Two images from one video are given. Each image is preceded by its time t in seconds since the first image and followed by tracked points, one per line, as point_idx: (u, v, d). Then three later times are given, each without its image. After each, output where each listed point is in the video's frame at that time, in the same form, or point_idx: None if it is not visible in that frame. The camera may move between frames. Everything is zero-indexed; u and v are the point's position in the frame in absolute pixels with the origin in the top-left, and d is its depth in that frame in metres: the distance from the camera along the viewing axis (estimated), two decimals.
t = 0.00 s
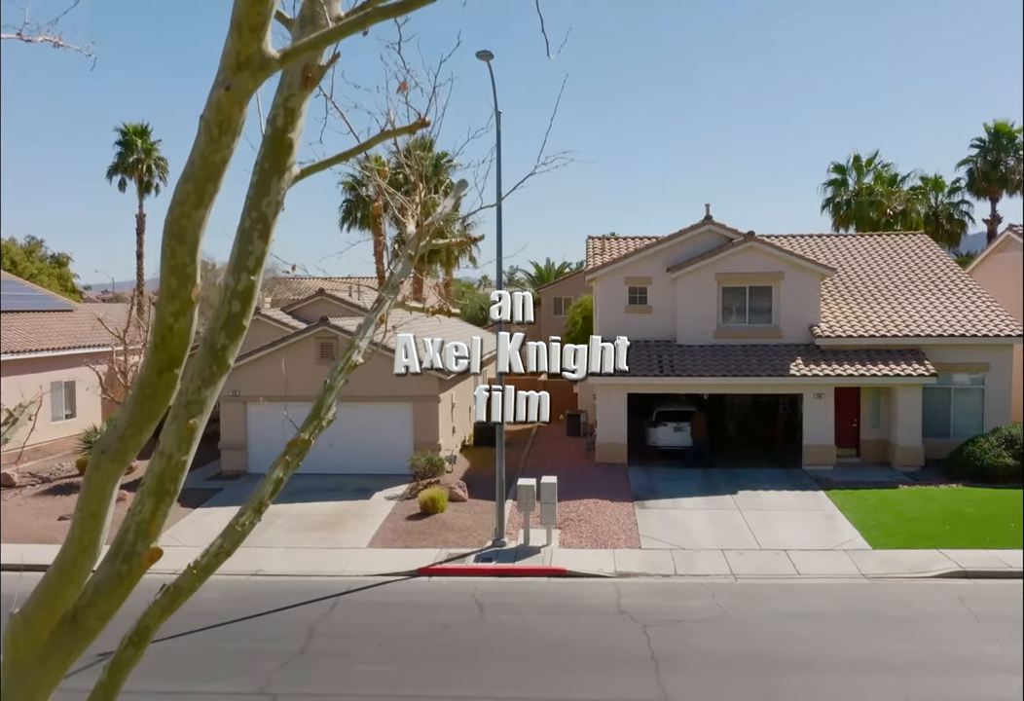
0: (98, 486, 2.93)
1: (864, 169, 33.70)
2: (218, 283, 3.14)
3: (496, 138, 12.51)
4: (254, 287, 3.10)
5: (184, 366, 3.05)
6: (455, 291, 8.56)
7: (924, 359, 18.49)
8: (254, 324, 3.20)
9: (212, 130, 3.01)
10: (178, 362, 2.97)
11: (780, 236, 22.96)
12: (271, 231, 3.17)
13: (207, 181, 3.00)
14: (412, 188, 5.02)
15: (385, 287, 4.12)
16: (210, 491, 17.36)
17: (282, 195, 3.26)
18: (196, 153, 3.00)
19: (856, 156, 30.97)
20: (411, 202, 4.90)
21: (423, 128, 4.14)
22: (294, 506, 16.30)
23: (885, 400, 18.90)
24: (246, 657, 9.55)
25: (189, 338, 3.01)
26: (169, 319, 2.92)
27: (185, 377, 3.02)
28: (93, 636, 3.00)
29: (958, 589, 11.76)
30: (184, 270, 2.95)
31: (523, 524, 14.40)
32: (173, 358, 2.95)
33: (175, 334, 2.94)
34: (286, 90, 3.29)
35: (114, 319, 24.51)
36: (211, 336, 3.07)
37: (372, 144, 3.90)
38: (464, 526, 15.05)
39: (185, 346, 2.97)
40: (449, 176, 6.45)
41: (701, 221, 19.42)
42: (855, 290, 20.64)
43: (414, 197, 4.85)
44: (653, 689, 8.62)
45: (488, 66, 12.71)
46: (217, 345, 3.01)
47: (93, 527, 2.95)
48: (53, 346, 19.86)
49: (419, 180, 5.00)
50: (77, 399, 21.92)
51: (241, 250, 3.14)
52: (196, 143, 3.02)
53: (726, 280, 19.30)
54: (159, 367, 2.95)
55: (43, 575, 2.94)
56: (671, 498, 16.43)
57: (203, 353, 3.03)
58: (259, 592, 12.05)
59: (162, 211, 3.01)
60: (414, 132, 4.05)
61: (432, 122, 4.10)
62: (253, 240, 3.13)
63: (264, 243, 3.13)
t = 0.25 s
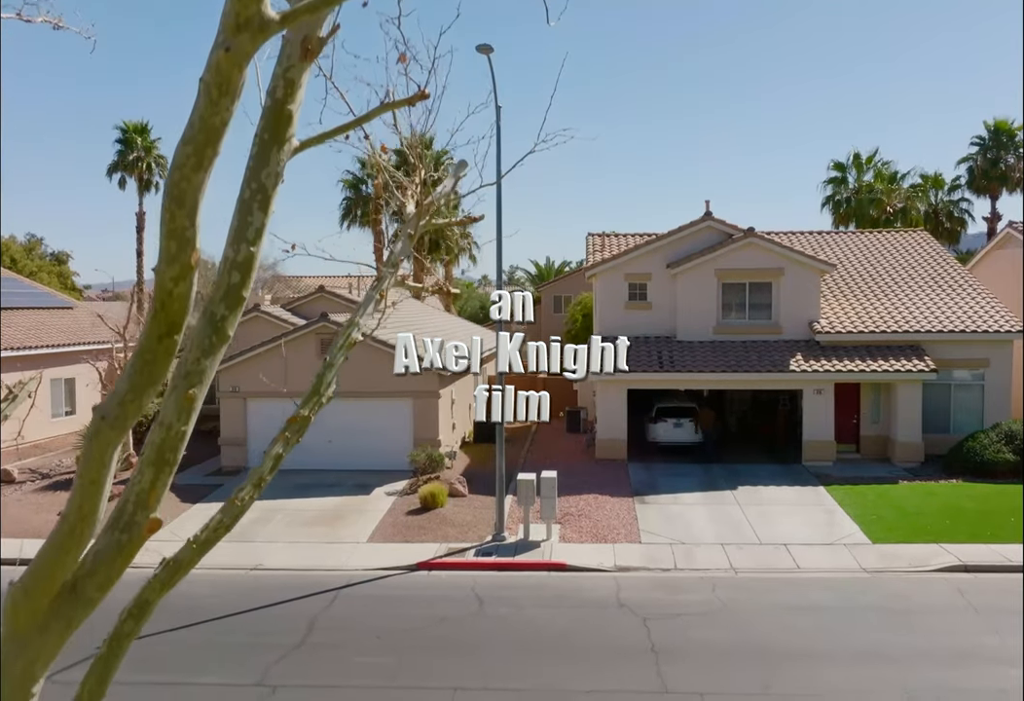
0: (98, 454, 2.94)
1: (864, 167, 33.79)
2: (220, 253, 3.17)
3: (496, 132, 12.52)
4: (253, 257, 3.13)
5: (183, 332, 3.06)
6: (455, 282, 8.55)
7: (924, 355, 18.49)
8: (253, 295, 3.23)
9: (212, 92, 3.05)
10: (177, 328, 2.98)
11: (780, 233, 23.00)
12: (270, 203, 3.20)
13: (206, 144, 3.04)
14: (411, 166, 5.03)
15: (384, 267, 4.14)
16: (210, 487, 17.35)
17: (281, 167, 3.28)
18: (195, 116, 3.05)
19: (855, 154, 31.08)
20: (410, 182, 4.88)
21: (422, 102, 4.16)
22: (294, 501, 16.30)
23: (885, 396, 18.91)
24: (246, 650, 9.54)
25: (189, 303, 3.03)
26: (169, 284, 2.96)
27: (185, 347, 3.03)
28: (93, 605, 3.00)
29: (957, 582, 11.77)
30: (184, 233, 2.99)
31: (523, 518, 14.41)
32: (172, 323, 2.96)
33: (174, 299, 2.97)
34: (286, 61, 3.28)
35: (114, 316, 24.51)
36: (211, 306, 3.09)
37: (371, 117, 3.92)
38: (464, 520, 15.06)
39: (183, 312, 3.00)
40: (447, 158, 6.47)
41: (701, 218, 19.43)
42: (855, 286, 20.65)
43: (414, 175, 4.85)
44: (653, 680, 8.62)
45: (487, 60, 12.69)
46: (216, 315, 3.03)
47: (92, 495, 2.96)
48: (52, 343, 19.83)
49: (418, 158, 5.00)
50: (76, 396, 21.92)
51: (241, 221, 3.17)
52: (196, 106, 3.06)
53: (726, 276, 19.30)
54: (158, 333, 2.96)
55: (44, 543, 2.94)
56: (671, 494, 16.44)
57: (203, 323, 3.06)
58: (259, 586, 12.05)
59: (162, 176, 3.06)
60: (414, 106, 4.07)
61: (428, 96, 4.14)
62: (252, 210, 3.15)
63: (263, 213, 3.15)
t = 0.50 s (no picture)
0: (99, 423, 2.96)
1: (864, 164, 33.78)
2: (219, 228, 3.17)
3: (496, 127, 12.52)
4: (253, 231, 3.13)
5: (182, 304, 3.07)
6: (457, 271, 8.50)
7: (924, 351, 18.46)
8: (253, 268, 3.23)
9: (212, 59, 3.05)
10: (176, 300, 2.99)
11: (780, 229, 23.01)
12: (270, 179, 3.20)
13: (206, 112, 3.04)
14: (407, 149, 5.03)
15: (383, 249, 4.16)
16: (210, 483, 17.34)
17: (281, 143, 3.27)
18: (195, 83, 3.04)
19: (855, 152, 31.07)
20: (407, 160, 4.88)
21: (421, 78, 4.15)
22: (294, 498, 16.30)
23: (885, 392, 18.91)
24: (247, 643, 9.54)
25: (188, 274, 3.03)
26: (168, 254, 2.95)
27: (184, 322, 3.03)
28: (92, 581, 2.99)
29: (957, 576, 11.76)
30: (184, 202, 3.00)
31: (523, 514, 14.41)
32: (172, 294, 2.97)
33: (174, 270, 2.97)
34: (286, 36, 3.25)
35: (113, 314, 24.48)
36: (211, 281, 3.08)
37: (370, 94, 3.92)
38: (464, 516, 15.06)
39: (183, 282, 3.00)
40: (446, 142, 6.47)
41: (702, 214, 19.42)
42: (855, 283, 20.65)
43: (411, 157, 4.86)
44: (653, 673, 8.62)
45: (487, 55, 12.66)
46: (215, 292, 3.02)
47: (92, 466, 2.96)
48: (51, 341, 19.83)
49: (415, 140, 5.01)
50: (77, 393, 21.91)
51: (241, 196, 3.17)
52: (196, 74, 3.05)
53: (726, 273, 19.30)
54: (158, 303, 2.96)
55: (43, 516, 2.94)
56: (671, 490, 16.43)
57: (201, 297, 3.05)
58: (259, 581, 12.05)
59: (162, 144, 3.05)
60: (413, 82, 4.09)
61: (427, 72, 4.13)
62: (252, 186, 3.14)
63: (263, 188, 3.15)
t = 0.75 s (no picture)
0: (99, 394, 2.95)
1: (864, 163, 33.84)
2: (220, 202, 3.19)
3: (496, 121, 12.49)
4: (253, 207, 3.15)
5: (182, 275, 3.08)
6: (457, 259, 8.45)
7: (923, 348, 18.45)
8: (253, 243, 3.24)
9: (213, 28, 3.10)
10: (176, 269, 3.01)
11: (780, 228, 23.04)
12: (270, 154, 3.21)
13: (206, 81, 3.08)
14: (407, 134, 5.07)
15: (384, 228, 4.17)
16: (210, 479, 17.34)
17: (281, 119, 3.29)
18: (196, 53, 3.09)
19: (855, 150, 31.13)
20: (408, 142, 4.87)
21: (421, 53, 4.15)
22: (294, 494, 16.30)
23: (885, 389, 18.92)
24: (247, 636, 9.54)
25: (188, 244, 3.07)
26: (168, 223, 2.99)
27: (184, 296, 3.04)
28: (92, 555, 2.98)
29: (957, 571, 11.76)
30: (184, 171, 3.04)
31: (523, 509, 14.42)
32: (171, 264, 2.98)
33: (173, 239, 3.00)
34: (286, 11, 3.26)
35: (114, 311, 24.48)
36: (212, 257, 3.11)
37: (369, 69, 3.94)
38: (464, 512, 15.06)
39: (183, 252, 3.03)
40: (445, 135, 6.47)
41: (702, 211, 19.42)
42: (855, 281, 20.66)
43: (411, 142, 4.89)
44: (653, 665, 8.62)
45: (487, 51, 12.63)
46: (215, 266, 3.05)
47: (92, 436, 2.96)
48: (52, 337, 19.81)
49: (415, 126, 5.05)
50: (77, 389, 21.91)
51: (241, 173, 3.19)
52: (197, 43, 3.11)
53: (726, 269, 19.30)
54: (158, 274, 2.98)
55: (43, 487, 2.93)
56: (671, 486, 16.43)
57: (202, 272, 3.07)
58: (259, 576, 12.04)
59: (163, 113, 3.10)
60: (413, 58, 4.11)
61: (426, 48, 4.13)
62: (253, 160, 3.16)
63: (264, 163, 3.15)
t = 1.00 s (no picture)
0: (98, 365, 2.95)
1: (864, 161, 33.86)
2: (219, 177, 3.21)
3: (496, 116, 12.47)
4: (254, 182, 3.16)
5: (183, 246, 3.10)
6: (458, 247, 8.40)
7: (923, 344, 18.44)
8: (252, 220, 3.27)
9: None
10: (176, 240, 3.02)
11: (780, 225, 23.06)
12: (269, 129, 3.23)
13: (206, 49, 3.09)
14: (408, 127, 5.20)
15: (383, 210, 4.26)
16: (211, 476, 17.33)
17: (281, 94, 3.29)
18: (196, 22, 3.10)
19: (856, 148, 31.14)
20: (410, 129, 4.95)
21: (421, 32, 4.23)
22: (294, 489, 16.30)
23: (885, 385, 18.93)
24: (247, 629, 9.55)
25: (189, 214, 3.08)
26: (168, 192, 3.01)
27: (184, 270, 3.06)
28: (92, 529, 2.99)
29: (957, 565, 11.76)
30: (184, 140, 3.05)
31: (523, 505, 14.42)
32: (171, 235, 3.01)
33: (174, 209, 3.02)
34: None
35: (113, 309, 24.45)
36: (211, 232, 3.14)
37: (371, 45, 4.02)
38: (464, 507, 15.06)
39: (184, 221, 3.05)
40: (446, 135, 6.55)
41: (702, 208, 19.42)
42: (854, 277, 20.66)
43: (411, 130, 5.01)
44: (653, 657, 8.62)
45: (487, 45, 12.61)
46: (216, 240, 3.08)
47: (92, 409, 2.96)
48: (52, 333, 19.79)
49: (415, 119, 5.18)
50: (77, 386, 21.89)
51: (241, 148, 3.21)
52: (197, 12, 3.11)
53: (726, 266, 19.29)
54: (158, 244, 3.00)
55: (43, 459, 2.93)
56: (671, 482, 16.44)
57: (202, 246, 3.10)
58: (259, 570, 12.04)
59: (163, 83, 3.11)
60: (413, 35, 4.20)
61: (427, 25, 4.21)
62: (253, 135, 3.18)
63: (264, 139, 3.18)
